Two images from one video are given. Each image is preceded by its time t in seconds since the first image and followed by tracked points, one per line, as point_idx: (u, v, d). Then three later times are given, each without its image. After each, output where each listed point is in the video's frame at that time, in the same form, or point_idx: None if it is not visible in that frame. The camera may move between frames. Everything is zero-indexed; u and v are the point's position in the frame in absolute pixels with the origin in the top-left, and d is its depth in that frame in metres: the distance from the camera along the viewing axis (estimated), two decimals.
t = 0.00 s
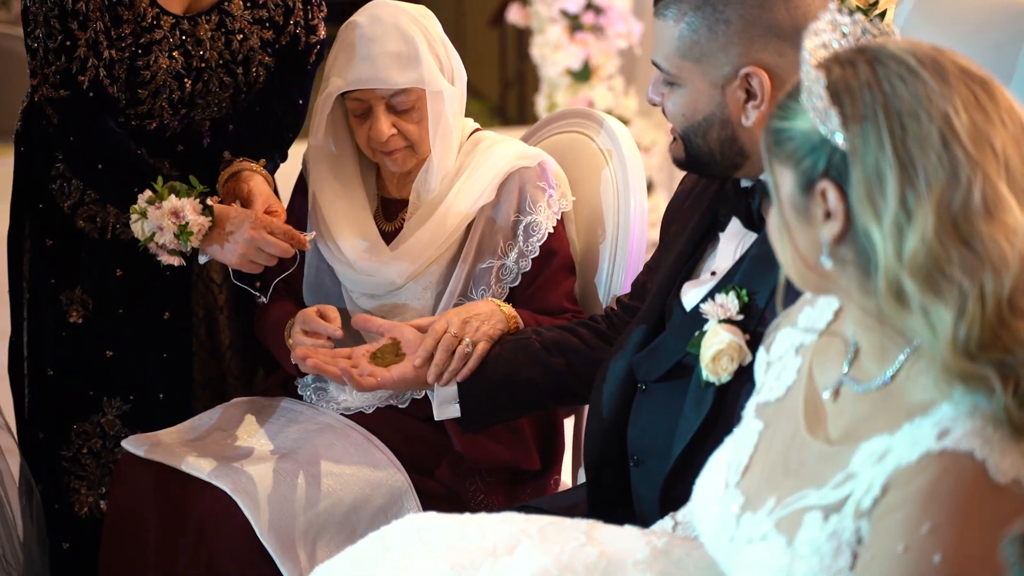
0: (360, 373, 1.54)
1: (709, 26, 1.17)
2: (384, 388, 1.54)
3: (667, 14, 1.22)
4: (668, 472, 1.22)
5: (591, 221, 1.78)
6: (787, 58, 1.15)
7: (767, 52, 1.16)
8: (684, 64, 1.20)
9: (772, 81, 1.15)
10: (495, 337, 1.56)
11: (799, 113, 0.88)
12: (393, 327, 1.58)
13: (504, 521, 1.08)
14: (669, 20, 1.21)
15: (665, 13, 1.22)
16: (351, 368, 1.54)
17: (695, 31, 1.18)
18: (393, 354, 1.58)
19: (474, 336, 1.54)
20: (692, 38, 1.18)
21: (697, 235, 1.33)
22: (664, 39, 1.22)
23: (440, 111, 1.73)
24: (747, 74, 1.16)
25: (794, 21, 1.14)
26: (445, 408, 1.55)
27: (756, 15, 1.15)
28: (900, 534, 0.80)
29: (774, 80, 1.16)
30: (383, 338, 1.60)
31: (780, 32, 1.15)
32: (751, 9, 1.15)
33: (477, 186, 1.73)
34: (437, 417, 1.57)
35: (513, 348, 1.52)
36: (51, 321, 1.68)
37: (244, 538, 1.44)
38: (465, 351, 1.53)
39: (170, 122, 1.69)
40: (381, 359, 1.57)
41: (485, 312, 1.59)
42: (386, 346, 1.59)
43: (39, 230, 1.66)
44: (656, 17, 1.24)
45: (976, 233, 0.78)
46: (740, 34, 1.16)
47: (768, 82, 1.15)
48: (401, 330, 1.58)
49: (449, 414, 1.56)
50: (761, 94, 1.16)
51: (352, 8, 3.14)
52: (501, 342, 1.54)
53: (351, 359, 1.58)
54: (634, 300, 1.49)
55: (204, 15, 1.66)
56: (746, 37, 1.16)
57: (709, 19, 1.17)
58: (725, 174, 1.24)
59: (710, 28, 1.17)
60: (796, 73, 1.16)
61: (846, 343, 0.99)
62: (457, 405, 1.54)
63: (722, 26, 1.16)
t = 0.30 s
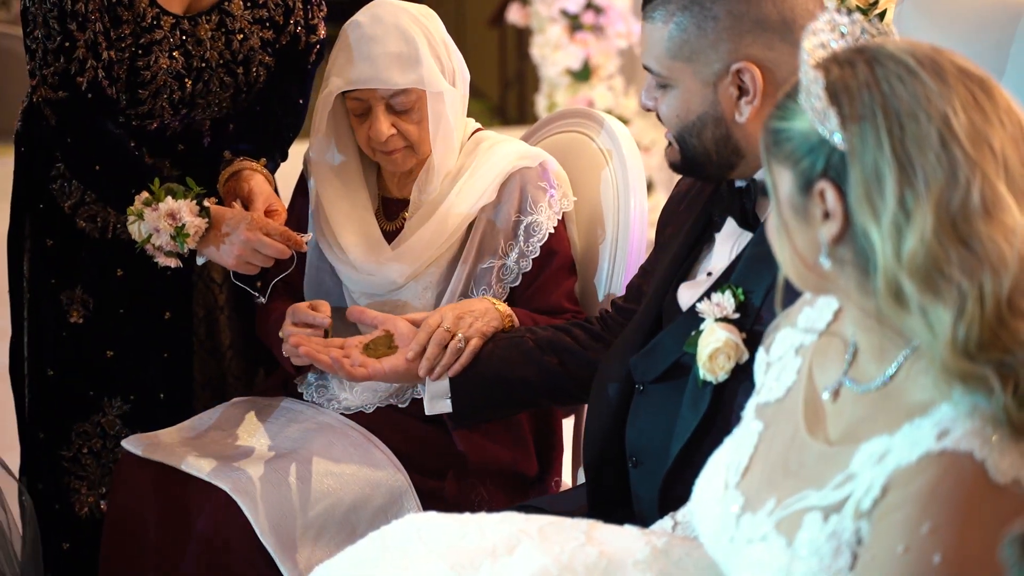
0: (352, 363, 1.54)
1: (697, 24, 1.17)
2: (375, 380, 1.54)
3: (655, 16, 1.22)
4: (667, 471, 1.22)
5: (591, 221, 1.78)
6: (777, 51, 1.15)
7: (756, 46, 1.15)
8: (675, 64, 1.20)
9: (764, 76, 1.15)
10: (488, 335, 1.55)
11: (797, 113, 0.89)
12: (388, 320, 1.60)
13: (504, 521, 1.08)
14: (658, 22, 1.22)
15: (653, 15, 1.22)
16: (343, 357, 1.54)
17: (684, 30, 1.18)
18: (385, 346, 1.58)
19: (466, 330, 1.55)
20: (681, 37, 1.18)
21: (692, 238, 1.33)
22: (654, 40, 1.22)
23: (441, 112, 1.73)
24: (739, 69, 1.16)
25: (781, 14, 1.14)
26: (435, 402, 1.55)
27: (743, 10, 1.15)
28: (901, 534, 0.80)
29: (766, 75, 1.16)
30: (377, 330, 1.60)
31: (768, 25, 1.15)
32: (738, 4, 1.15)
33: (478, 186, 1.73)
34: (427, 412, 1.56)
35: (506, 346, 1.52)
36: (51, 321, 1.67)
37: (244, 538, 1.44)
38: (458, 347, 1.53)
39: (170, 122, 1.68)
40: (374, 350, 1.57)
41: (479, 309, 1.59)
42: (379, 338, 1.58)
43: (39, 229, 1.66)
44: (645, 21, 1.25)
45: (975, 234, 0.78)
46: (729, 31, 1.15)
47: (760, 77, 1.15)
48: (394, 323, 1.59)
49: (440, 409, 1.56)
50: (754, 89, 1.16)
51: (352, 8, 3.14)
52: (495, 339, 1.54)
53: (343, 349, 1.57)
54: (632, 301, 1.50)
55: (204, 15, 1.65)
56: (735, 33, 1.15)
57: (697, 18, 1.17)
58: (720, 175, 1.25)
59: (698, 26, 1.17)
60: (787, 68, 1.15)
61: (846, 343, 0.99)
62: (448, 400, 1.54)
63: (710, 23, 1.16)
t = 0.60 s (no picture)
0: (351, 356, 1.54)
1: (687, 23, 1.18)
2: (373, 374, 1.55)
3: (647, 17, 1.23)
4: (666, 472, 1.22)
5: (591, 222, 1.78)
6: (767, 47, 1.16)
7: (747, 42, 1.16)
8: (667, 64, 1.20)
9: (755, 72, 1.16)
10: (487, 332, 1.56)
11: (797, 115, 0.89)
12: (387, 315, 1.59)
13: (504, 522, 1.08)
14: (650, 23, 1.22)
15: (646, 16, 1.22)
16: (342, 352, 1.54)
17: (675, 29, 1.19)
18: (384, 341, 1.58)
19: (465, 329, 1.54)
20: (672, 37, 1.19)
21: (689, 240, 1.34)
22: (646, 41, 1.23)
23: (435, 119, 1.72)
24: (730, 66, 1.16)
25: (771, 9, 1.16)
26: (434, 400, 1.54)
27: (733, 7, 1.16)
28: (901, 536, 0.79)
29: (757, 71, 1.16)
30: (375, 325, 1.59)
31: (758, 21, 1.16)
32: (727, 1, 1.16)
33: (479, 188, 1.73)
34: (426, 410, 1.55)
35: (504, 344, 1.52)
36: (50, 323, 1.67)
37: (244, 540, 1.43)
38: (456, 343, 1.53)
39: (171, 123, 1.68)
40: (372, 344, 1.57)
41: (477, 309, 1.58)
42: (377, 333, 1.58)
43: (40, 230, 1.66)
44: (638, 23, 1.25)
45: (975, 235, 0.78)
46: (719, 28, 1.16)
47: (751, 74, 1.16)
48: (394, 318, 1.58)
49: (436, 407, 1.55)
50: (745, 86, 1.16)
51: (351, 9, 3.15)
52: (494, 337, 1.54)
53: (342, 342, 1.58)
54: (630, 304, 1.50)
55: (205, 17, 1.66)
56: (725, 29, 1.16)
57: (687, 16, 1.18)
58: (716, 177, 1.24)
59: (688, 25, 1.18)
60: (777, 65, 1.16)
61: (846, 346, 1.00)
62: (446, 398, 1.54)
63: (701, 21, 1.17)
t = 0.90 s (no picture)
0: (353, 358, 1.55)
1: (685, 19, 1.18)
2: (377, 375, 1.55)
3: (646, 17, 1.22)
4: (668, 471, 1.22)
5: (592, 221, 1.78)
6: (765, 42, 1.16)
7: (744, 37, 1.16)
8: (666, 62, 1.20)
9: (754, 67, 1.16)
10: (489, 331, 1.55)
11: (800, 115, 0.89)
12: (389, 316, 1.59)
13: (507, 521, 1.08)
14: (648, 22, 1.22)
15: (644, 16, 1.22)
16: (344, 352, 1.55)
17: (673, 27, 1.19)
18: (385, 342, 1.57)
19: (467, 329, 1.54)
20: (671, 34, 1.19)
21: (691, 239, 1.33)
22: (645, 41, 1.23)
23: (430, 119, 1.71)
24: (729, 61, 1.16)
25: (767, 4, 1.16)
26: (436, 400, 1.55)
27: (730, 2, 1.16)
28: (905, 536, 0.79)
29: (755, 66, 1.16)
30: (377, 325, 1.59)
31: (755, 16, 1.16)
32: None
33: (480, 188, 1.73)
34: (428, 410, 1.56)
35: (506, 342, 1.52)
36: (52, 322, 1.67)
37: (245, 539, 1.43)
38: (459, 343, 1.52)
39: (173, 123, 1.68)
40: (375, 346, 1.57)
41: (479, 309, 1.58)
42: (379, 334, 1.58)
43: (42, 230, 1.65)
44: (636, 24, 1.25)
45: (979, 235, 0.78)
46: (717, 23, 1.16)
47: (750, 68, 1.16)
48: (396, 319, 1.57)
49: (439, 407, 1.55)
50: (744, 82, 1.16)
51: (352, 8, 3.15)
52: (495, 337, 1.54)
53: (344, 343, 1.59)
54: (632, 304, 1.50)
55: (207, 17, 1.66)
56: (723, 24, 1.16)
57: (684, 13, 1.18)
58: (717, 176, 1.24)
59: (685, 21, 1.18)
60: (775, 60, 1.16)
61: (849, 345, 1.00)
62: (448, 398, 1.54)
63: (698, 16, 1.17)
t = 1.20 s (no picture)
0: (358, 365, 1.55)
1: (689, 16, 1.18)
2: (380, 381, 1.55)
3: (651, 14, 1.22)
4: (673, 471, 1.22)
5: (595, 220, 1.78)
6: (770, 38, 1.16)
7: (749, 33, 1.16)
8: (671, 58, 1.20)
9: (758, 63, 1.16)
10: (493, 335, 1.56)
11: (805, 114, 0.89)
12: (393, 322, 1.60)
13: (512, 521, 1.08)
14: (653, 19, 1.22)
15: (649, 13, 1.22)
16: (350, 359, 1.54)
17: (678, 23, 1.19)
18: (390, 348, 1.58)
19: (471, 333, 1.54)
20: (675, 31, 1.19)
21: (696, 239, 1.33)
22: (650, 37, 1.23)
23: (436, 114, 1.71)
24: (733, 57, 1.16)
25: None
26: (441, 404, 1.54)
27: None
28: (911, 536, 0.79)
29: (760, 62, 1.16)
30: (381, 331, 1.60)
31: (759, 12, 1.16)
32: None
33: (482, 187, 1.73)
34: (433, 414, 1.56)
35: (510, 346, 1.52)
36: (54, 322, 1.67)
37: (249, 538, 1.43)
38: (463, 346, 1.53)
39: (177, 123, 1.67)
40: (379, 351, 1.58)
41: (483, 311, 1.59)
42: (383, 340, 1.59)
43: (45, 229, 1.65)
44: (641, 20, 1.25)
45: (984, 235, 0.78)
46: (722, 19, 1.16)
47: (754, 64, 1.16)
48: (400, 325, 1.58)
49: (445, 412, 1.55)
50: (749, 78, 1.16)
51: (354, 7, 3.16)
52: (500, 340, 1.54)
53: (348, 350, 1.58)
54: (636, 304, 1.50)
55: (212, 17, 1.65)
56: (727, 20, 1.16)
57: (689, 10, 1.18)
58: (721, 176, 1.24)
59: (690, 17, 1.18)
60: (780, 56, 1.16)
61: (855, 345, 1.00)
62: (454, 402, 1.54)
63: (703, 12, 1.17)
